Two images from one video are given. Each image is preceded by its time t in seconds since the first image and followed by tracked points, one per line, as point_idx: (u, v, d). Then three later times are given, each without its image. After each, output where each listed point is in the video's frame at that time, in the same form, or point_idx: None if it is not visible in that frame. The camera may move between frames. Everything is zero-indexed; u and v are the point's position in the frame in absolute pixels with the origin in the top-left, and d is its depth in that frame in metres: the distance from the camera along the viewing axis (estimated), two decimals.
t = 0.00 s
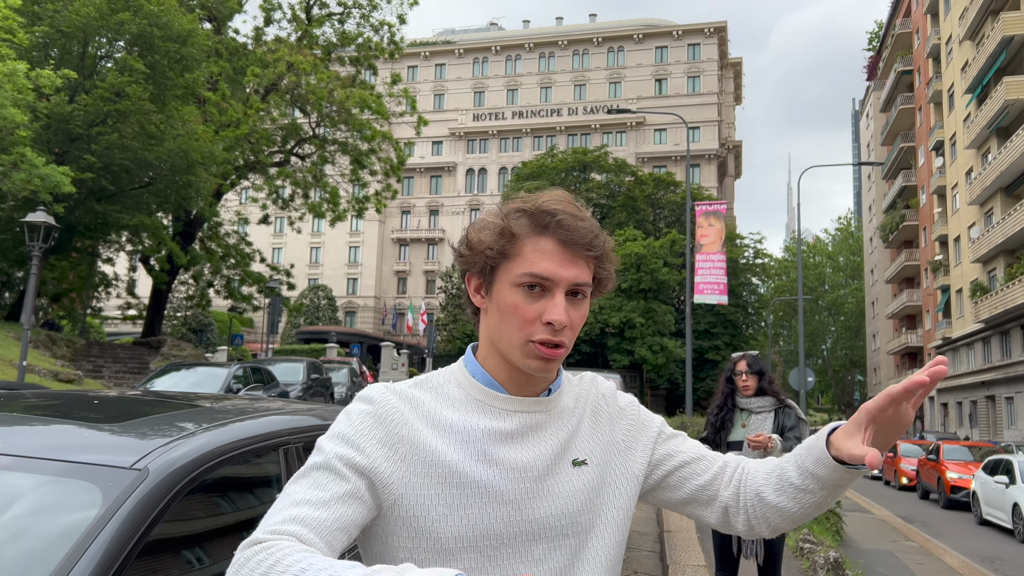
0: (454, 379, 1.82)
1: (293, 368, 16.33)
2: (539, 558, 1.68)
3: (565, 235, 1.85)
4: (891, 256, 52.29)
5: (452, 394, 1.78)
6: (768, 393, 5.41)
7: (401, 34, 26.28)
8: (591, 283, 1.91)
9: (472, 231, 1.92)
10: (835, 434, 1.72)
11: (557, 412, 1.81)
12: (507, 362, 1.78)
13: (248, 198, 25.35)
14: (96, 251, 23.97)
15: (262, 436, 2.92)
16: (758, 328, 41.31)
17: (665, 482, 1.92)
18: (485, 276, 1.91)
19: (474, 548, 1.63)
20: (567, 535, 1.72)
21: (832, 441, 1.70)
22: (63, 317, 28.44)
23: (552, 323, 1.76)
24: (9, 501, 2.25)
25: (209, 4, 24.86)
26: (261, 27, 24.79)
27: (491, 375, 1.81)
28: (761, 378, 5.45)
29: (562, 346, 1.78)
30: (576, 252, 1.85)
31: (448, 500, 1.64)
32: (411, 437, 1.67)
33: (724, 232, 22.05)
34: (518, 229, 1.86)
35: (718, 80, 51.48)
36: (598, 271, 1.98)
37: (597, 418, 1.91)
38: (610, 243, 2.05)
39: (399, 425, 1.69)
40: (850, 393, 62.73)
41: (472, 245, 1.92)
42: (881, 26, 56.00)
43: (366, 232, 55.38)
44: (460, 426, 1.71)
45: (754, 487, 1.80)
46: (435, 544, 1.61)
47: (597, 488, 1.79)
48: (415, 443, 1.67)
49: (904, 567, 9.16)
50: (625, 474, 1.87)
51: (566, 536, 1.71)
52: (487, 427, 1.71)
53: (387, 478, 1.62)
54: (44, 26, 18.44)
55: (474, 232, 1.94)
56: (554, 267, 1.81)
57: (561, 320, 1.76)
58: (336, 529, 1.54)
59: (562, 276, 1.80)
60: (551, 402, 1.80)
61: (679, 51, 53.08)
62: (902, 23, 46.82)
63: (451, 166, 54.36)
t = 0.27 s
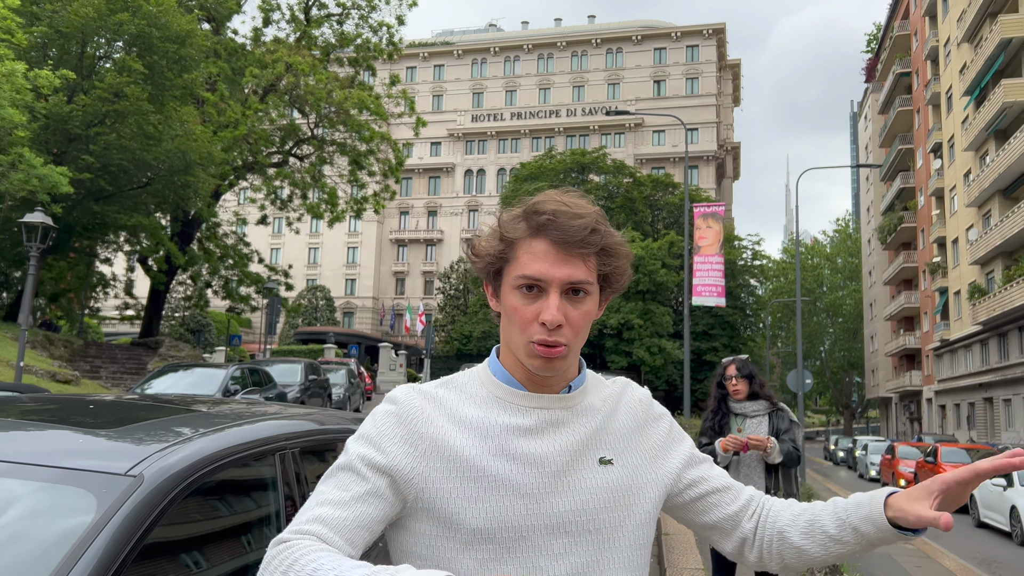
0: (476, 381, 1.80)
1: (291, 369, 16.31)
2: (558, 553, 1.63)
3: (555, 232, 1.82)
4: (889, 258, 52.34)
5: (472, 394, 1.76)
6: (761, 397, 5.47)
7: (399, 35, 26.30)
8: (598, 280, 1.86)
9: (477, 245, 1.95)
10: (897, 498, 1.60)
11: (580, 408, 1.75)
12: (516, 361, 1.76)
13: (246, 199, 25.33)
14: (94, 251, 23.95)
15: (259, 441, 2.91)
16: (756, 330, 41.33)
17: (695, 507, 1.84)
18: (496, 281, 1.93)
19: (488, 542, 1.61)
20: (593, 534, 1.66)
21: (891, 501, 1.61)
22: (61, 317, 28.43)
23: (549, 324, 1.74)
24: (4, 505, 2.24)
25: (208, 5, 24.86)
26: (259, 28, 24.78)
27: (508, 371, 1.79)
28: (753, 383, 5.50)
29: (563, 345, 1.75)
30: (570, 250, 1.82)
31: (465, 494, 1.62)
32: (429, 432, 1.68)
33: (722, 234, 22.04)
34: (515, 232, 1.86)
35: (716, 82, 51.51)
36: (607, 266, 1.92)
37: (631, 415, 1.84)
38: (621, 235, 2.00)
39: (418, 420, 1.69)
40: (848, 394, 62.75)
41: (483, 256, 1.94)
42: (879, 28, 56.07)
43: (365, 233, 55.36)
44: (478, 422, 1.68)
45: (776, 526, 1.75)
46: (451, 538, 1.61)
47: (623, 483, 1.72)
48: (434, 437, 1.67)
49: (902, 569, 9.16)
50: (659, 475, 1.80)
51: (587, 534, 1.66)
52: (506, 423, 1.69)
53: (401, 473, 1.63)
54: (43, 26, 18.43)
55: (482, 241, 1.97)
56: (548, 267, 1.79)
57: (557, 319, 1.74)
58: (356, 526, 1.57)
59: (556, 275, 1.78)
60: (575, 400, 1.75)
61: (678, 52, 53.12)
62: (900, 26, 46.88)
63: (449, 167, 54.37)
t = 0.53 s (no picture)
0: (494, 390, 1.81)
1: (289, 369, 16.30)
2: (568, 566, 1.64)
3: (573, 248, 1.84)
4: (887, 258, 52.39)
5: (488, 403, 1.78)
6: (750, 397, 5.46)
7: (398, 34, 26.32)
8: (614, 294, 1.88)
9: (497, 262, 1.95)
10: None
11: (597, 424, 1.75)
12: (536, 373, 1.76)
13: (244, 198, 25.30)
14: (92, 250, 23.93)
15: (256, 443, 2.92)
16: (754, 330, 41.35)
17: (694, 530, 1.86)
18: (515, 296, 1.94)
19: (497, 551, 1.63)
20: (603, 546, 1.67)
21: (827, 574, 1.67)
22: (59, 316, 28.42)
23: (568, 338, 1.74)
24: None
25: (206, 4, 24.83)
26: (257, 27, 24.79)
27: (528, 386, 1.78)
28: (741, 384, 5.48)
29: (583, 356, 1.75)
30: (588, 266, 1.83)
31: (476, 501, 1.65)
32: (447, 438, 1.70)
33: (720, 234, 22.04)
34: (533, 247, 1.88)
35: (715, 82, 51.52)
36: (624, 280, 1.93)
37: (653, 431, 1.83)
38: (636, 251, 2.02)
39: (440, 427, 1.71)
40: (846, 394, 62.80)
41: (502, 274, 1.95)
42: (877, 29, 56.11)
43: (363, 232, 55.36)
44: (492, 434, 1.70)
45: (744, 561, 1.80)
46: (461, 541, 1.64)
47: (635, 503, 1.72)
48: (451, 445, 1.69)
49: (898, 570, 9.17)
50: (672, 494, 1.81)
51: (597, 547, 1.66)
52: (522, 435, 1.69)
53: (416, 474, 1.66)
54: (41, 24, 18.42)
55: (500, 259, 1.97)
56: (565, 282, 1.81)
57: (575, 332, 1.74)
58: (372, 525, 1.64)
59: (573, 290, 1.80)
60: (591, 413, 1.75)
61: (677, 52, 53.13)
62: (899, 26, 46.91)
63: (448, 167, 54.37)
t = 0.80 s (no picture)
0: (494, 393, 1.90)
1: (287, 366, 16.27)
2: (556, 568, 1.75)
3: (570, 258, 1.94)
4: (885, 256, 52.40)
5: (490, 409, 1.87)
6: (743, 395, 5.47)
7: (396, 31, 26.25)
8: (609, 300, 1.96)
9: (497, 269, 2.05)
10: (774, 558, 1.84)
11: (592, 430, 1.84)
12: (534, 380, 1.85)
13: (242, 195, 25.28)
14: (89, 247, 23.88)
15: (252, 442, 2.92)
16: (752, 328, 41.35)
17: (672, 537, 1.97)
18: (515, 302, 2.04)
19: (492, 553, 1.73)
20: (593, 550, 1.77)
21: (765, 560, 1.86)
22: (56, 313, 28.36)
23: (565, 344, 1.84)
24: None
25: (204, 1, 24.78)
26: (255, 24, 24.74)
27: (526, 393, 1.87)
28: (735, 382, 5.49)
29: (579, 360, 1.84)
30: (585, 273, 1.93)
31: (474, 504, 1.75)
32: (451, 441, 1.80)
33: (718, 232, 22.04)
34: (532, 255, 1.97)
35: (714, 80, 51.48)
36: (619, 288, 2.02)
37: (648, 440, 1.91)
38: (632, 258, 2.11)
39: (444, 432, 1.82)
40: (844, 392, 62.81)
41: (501, 281, 2.04)
42: (876, 26, 56.08)
43: (361, 229, 55.30)
44: (492, 440, 1.79)
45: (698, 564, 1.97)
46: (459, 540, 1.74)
47: (624, 507, 1.82)
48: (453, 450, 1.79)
49: (894, 568, 9.18)
50: (661, 502, 1.89)
51: (587, 551, 1.77)
52: (521, 441, 1.79)
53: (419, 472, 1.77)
54: (37, 20, 18.37)
55: (500, 266, 2.06)
56: (564, 290, 1.91)
57: (573, 337, 1.84)
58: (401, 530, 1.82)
59: (570, 296, 1.90)
60: (586, 418, 1.85)
61: (675, 50, 53.07)
62: (897, 24, 46.90)
63: (446, 164, 54.32)
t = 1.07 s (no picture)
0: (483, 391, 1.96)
1: (285, 362, 16.26)
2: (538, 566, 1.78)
3: (552, 249, 1.99)
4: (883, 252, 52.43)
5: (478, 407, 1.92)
6: (744, 394, 5.50)
7: (394, 26, 26.18)
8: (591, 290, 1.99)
9: (483, 270, 2.11)
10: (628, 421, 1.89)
11: (577, 427, 1.87)
12: (519, 373, 1.89)
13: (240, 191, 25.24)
14: (87, 243, 23.84)
15: (248, 439, 2.91)
16: (750, 323, 41.38)
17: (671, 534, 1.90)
18: (501, 300, 2.09)
19: (471, 550, 1.78)
20: (576, 546, 1.79)
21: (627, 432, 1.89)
22: (53, 308, 28.32)
23: (547, 329, 1.87)
24: None
25: None
26: (252, 19, 24.68)
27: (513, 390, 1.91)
28: (738, 381, 5.51)
29: (562, 347, 1.87)
30: (566, 264, 1.97)
31: (459, 499, 1.80)
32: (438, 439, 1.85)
33: (716, 228, 22.08)
34: (516, 252, 2.03)
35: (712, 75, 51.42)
36: (600, 281, 2.06)
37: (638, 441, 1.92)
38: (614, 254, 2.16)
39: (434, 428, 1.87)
40: (841, 387, 62.90)
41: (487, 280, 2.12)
42: (874, 22, 56.04)
43: (359, 225, 55.26)
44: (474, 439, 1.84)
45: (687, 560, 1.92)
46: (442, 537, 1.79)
47: (609, 505, 1.83)
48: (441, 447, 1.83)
49: (891, 563, 9.20)
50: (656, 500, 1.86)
51: (568, 548, 1.79)
52: (504, 438, 1.83)
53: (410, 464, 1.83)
54: (34, 15, 18.29)
55: (484, 271, 2.13)
56: (544, 278, 1.95)
57: (553, 323, 1.87)
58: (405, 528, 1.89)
59: (551, 286, 1.93)
60: (571, 416, 1.87)
61: (674, 45, 52.99)
62: (896, 20, 46.87)
63: (444, 160, 54.27)
